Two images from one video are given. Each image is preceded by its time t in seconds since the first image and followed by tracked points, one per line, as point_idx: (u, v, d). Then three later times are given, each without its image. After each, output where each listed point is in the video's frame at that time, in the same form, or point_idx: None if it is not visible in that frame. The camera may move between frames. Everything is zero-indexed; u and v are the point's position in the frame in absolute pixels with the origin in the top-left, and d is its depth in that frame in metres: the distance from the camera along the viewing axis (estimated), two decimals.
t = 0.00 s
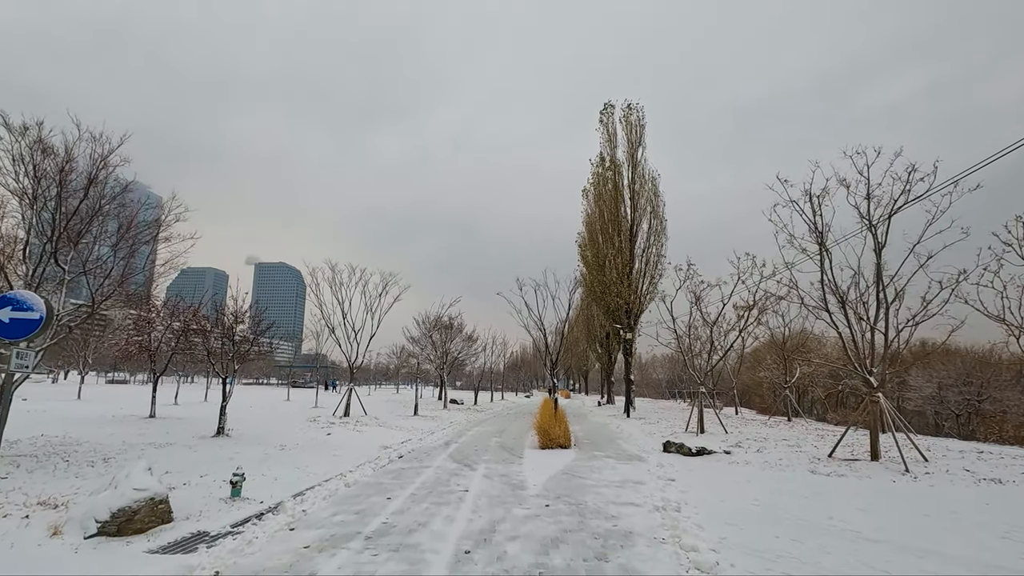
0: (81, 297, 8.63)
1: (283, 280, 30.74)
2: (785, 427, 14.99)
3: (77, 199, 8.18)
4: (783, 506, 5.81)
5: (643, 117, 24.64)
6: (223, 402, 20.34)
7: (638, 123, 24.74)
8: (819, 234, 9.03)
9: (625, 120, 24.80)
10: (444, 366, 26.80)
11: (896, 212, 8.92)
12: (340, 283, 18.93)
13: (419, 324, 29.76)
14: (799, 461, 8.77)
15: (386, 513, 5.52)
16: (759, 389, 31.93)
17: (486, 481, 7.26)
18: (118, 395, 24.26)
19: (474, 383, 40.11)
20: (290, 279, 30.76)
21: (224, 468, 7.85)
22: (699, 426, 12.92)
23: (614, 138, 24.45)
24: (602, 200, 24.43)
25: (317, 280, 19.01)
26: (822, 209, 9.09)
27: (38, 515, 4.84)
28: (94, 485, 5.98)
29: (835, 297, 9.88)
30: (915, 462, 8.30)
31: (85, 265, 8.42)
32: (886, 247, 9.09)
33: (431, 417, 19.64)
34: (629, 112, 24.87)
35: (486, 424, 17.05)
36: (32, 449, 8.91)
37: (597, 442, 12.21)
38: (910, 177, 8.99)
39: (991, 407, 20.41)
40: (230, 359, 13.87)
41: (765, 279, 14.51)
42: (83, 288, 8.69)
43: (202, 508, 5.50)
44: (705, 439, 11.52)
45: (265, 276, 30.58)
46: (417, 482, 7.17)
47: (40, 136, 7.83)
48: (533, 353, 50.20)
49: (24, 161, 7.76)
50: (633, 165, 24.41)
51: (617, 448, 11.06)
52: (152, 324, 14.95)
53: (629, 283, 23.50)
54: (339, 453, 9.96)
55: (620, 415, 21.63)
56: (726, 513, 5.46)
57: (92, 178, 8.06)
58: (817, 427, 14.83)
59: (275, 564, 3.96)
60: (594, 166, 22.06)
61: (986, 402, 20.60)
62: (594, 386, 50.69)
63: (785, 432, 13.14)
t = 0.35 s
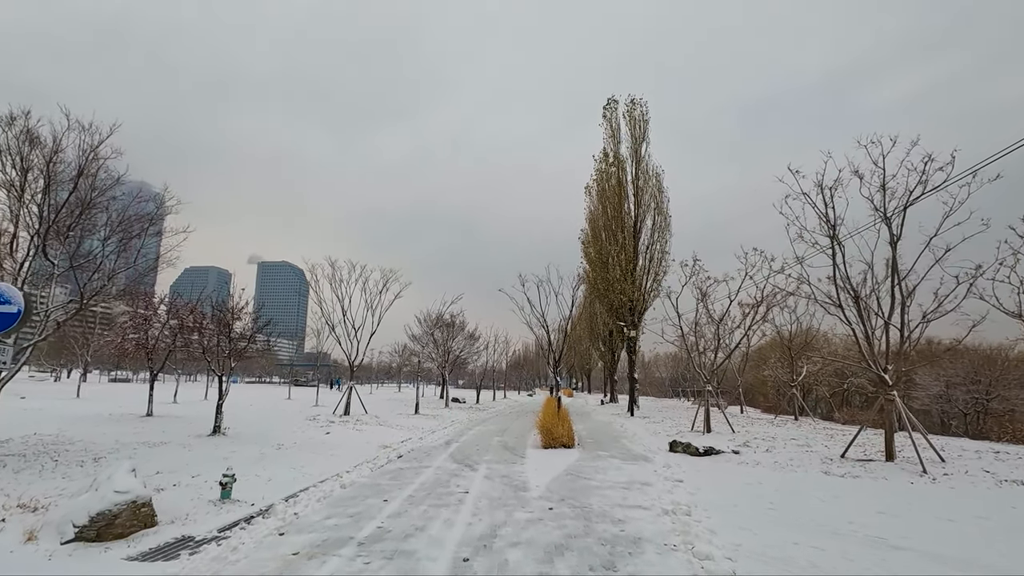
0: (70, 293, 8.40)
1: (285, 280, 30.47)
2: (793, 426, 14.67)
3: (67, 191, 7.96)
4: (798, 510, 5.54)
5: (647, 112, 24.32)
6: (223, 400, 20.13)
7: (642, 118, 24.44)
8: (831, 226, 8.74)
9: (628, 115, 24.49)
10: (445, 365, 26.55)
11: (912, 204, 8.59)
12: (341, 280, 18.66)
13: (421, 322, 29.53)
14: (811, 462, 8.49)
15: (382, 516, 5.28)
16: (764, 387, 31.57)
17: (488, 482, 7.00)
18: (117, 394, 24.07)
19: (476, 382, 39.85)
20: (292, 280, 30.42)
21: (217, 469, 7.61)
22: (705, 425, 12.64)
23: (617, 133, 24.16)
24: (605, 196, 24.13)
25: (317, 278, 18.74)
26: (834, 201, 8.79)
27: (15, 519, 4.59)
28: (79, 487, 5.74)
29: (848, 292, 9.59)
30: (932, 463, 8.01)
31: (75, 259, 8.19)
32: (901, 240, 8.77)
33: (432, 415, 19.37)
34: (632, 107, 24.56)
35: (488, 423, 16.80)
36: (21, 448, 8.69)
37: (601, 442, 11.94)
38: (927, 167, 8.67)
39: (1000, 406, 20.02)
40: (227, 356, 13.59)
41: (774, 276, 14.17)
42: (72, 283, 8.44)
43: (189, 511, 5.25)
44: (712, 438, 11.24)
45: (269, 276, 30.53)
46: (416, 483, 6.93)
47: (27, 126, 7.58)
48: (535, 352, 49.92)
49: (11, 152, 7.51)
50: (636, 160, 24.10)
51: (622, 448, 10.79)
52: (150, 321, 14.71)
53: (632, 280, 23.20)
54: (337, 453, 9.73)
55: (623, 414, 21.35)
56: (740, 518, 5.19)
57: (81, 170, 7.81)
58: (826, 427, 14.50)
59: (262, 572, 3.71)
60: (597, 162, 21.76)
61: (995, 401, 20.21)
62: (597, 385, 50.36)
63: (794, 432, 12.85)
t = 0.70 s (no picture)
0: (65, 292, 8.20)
1: (290, 280, 30.13)
2: (805, 428, 14.35)
3: (60, 187, 7.75)
4: (820, 519, 5.26)
5: (653, 110, 24.02)
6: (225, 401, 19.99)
7: (647, 116, 24.13)
8: (847, 222, 8.46)
9: (634, 113, 24.19)
10: (449, 366, 26.33)
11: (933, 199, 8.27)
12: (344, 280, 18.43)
13: (425, 323, 29.33)
14: (828, 466, 8.19)
15: (383, 525, 5.05)
16: (773, 388, 31.14)
17: (493, 487, 6.75)
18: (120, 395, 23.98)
19: (481, 382, 39.61)
20: (295, 280, 29.95)
21: (214, 473, 7.38)
22: (715, 428, 12.34)
23: (623, 131, 23.87)
24: (611, 195, 23.84)
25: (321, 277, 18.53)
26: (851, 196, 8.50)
27: None
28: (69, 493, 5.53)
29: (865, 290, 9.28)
30: (955, 468, 7.70)
31: (68, 257, 7.97)
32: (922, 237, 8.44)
33: (435, 417, 19.13)
34: (638, 105, 24.26)
35: (493, 425, 16.56)
36: (15, 451, 8.50)
37: (608, 445, 11.67)
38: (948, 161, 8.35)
39: (1014, 407, 19.54)
40: (226, 357, 13.34)
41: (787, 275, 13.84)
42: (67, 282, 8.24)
43: (181, 519, 5.02)
44: (723, 441, 10.95)
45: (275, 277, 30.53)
46: (418, 489, 6.69)
47: (20, 121, 7.38)
48: (540, 352, 49.63)
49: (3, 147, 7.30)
50: (643, 158, 23.79)
51: (630, 451, 10.52)
52: (150, 321, 14.49)
53: (638, 280, 22.90)
54: (338, 456, 9.50)
55: (629, 416, 21.05)
56: (758, 528, 4.92)
57: (76, 165, 7.60)
58: (838, 429, 14.18)
59: None
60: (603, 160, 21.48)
61: (1009, 402, 19.73)
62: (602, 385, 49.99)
63: (806, 434, 12.54)
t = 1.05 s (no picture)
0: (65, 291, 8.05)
1: (297, 281, 29.79)
2: (823, 431, 13.98)
3: (60, 185, 7.59)
4: (852, 531, 4.96)
5: (662, 107, 23.68)
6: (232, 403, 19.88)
7: (657, 113, 23.81)
8: (871, 217, 8.14)
9: (643, 110, 23.87)
10: (457, 366, 26.11)
11: (962, 193, 7.93)
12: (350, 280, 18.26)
13: (432, 323, 29.13)
14: (852, 471, 7.87)
15: (389, 534, 4.81)
16: (784, 389, 30.66)
17: (504, 493, 6.49)
18: (128, 395, 23.96)
19: (488, 383, 39.36)
20: (303, 281, 29.53)
21: (216, 478, 7.17)
22: (730, 431, 12.01)
23: (632, 129, 23.58)
24: (620, 193, 23.51)
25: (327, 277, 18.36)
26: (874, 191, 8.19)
27: None
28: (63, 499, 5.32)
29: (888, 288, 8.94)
30: (987, 474, 7.35)
31: (68, 256, 7.80)
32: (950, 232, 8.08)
33: (443, 418, 18.91)
34: (648, 102, 23.93)
35: (501, 427, 16.29)
36: (16, 453, 8.35)
37: (620, 448, 11.36)
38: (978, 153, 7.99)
39: None
40: (231, 358, 13.13)
41: (804, 273, 13.48)
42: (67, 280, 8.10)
43: (178, 528, 4.80)
44: (740, 444, 10.61)
45: (282, 278, 30.09)
46: (426, 495, 6.44)
47: (19, 116, 7.20)
48: (548, 353, 49.35)
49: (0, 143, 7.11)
50: (652, 156, 23.46)
51: (644, 455, 10.22)
52: (155, 322, 14.37)
53: (648, 279, 22.58)
54: (343, 459, 9.29)
55: (639, 418, 20.73)
56: (788, 541, 4.62)
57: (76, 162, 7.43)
58: (857, 432, 13.79)
59: None
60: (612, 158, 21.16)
61: None
62: (611, 386, 49.62)
63: (825, 438, 12.17)
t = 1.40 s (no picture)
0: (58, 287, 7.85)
1: (301, 280, 29.69)
2: (835, 432, 13.67)
3: (53, 177, 7.39)
4: (882, 540, 4.66)
5: (668, 103, 23.37)
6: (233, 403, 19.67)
7: (663, 109, 23.48)
8: (891, 210, 7.83)
9: (649, 106, 23.57)
10: (460, 366, 25.88)
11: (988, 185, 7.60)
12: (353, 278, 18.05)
13: (435, 323, 28.91)
14: (872, 474, 7.56)
15: (391, 541, 4.54)
16: (791, 389, 30.22)
17: (511, 497, 6.23)
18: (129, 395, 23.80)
19: (492, 384, 39.05)
20: (306, 280, 29.46)
21: (211, 480, 6.93)
22: (741, 432, 11.69)
23: (638, 126, 23.28)
24: (625, 191, 23.21)
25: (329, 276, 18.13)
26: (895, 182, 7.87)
27: None
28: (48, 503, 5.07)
29: (911, 284, 8.63)
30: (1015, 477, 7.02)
31: (61, 251, 7.61)
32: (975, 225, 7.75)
33: (447, 418, 18.65)
34: (654, 98, 23.63)
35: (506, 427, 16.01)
36: (8, 454, 8.13)
37: (628, 450, 11.07)
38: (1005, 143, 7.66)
39: None
40: (230, 356, 12.91)
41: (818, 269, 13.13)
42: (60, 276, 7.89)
43: (168, 535, 4.54)
44: (752, 446, 10.31)
45: (286, 278, 30.23)
46: (430, 498, 6.17)
47: (9, 105, 6.98)
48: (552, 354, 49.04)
49: None
50: (658, 153, 23.16)
51: (653, 456, 9.94)
52: (154, 321, 14.17)
53: (653, 277, 22.27)
54: (344, 461, 9.05)
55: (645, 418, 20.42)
56: (817, 550, 4.34)
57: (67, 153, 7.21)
58: (872, 433, 13.48)
59: None
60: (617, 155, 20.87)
61: None
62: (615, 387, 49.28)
63: (839, 439, 11.88)
